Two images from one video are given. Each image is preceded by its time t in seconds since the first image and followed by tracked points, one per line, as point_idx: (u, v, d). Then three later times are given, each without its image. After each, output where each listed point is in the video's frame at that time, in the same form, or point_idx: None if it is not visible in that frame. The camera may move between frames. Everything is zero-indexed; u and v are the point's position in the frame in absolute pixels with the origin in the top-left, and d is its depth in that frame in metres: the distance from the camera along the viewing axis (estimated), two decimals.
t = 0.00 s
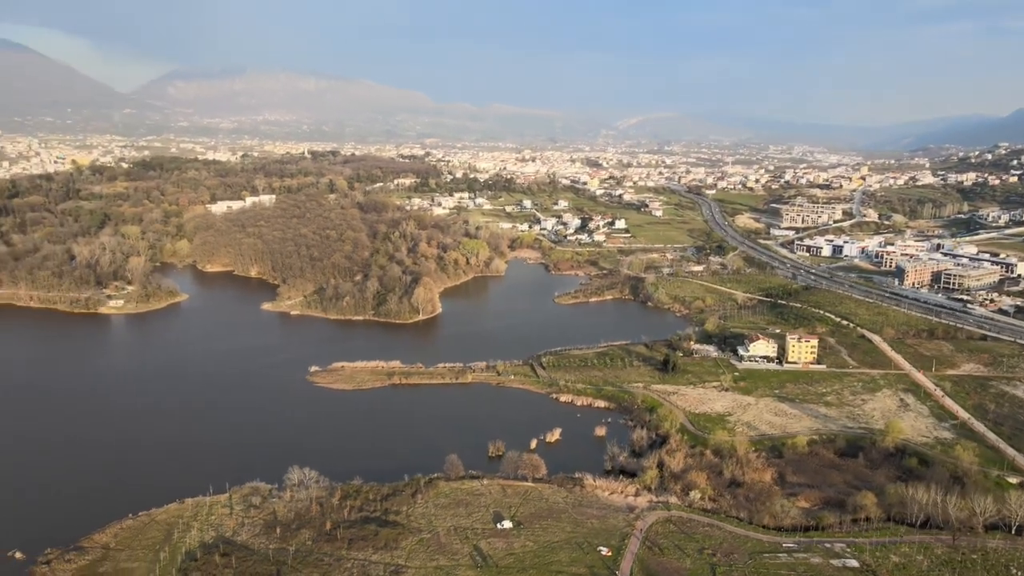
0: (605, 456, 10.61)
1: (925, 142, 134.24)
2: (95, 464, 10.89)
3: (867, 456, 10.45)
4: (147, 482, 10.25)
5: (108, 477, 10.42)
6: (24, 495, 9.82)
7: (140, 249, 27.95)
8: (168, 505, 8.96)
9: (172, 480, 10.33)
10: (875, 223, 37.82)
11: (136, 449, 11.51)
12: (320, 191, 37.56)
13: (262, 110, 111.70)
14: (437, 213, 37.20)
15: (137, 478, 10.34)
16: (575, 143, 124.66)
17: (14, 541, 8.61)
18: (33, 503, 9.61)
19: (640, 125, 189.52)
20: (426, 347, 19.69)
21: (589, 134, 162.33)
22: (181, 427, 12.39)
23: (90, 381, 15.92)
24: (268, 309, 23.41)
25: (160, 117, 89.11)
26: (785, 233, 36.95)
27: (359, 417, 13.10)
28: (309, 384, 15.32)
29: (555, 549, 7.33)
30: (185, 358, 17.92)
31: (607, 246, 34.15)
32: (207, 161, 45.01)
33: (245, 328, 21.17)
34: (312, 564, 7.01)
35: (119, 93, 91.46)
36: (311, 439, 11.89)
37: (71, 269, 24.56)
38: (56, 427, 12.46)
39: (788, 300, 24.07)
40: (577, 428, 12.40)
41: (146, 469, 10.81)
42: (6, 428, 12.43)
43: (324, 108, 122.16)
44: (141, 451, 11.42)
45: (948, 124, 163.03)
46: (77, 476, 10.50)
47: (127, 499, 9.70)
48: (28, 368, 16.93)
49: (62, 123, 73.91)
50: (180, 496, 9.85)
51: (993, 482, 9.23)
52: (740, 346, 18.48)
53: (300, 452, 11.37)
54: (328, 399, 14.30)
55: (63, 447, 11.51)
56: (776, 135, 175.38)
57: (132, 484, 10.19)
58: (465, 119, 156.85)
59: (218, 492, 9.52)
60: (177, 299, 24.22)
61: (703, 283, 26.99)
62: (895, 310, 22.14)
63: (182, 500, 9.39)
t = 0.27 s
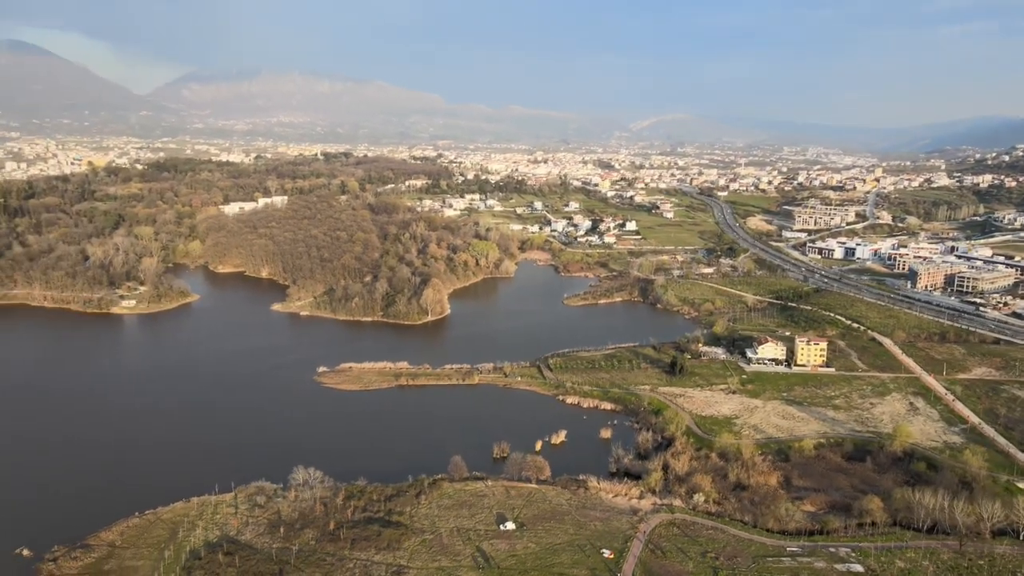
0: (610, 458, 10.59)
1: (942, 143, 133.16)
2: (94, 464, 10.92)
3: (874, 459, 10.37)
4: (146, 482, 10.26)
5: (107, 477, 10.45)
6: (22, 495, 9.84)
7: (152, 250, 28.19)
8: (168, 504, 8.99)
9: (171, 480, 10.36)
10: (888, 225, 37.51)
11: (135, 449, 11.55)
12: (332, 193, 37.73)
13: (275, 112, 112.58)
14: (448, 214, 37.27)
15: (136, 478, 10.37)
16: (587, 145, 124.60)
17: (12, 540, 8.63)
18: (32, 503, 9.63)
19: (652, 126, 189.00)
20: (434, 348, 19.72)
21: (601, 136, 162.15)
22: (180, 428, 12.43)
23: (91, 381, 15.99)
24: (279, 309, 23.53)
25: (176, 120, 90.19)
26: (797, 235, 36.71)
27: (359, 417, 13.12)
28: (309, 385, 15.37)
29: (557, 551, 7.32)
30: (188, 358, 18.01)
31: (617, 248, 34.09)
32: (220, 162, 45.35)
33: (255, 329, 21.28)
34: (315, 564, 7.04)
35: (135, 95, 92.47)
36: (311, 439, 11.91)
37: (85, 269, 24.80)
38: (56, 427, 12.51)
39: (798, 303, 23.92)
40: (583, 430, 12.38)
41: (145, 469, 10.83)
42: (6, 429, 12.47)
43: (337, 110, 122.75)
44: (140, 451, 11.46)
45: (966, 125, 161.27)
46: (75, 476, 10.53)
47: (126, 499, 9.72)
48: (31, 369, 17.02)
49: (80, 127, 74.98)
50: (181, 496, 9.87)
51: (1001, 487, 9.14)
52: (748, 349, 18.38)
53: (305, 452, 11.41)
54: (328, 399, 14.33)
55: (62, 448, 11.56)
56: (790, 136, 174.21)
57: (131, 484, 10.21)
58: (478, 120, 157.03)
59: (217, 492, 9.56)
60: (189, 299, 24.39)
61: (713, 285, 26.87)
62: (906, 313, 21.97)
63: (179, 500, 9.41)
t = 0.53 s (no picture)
0: (615, 461, 10.57)
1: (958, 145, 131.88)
2: (92, 464, 10.94)
3: (882, 464, 10.28)
4: (147, 482, 10.30)
5: (106, 477, 10.48)
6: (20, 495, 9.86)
7: (165, 251, 28.43)
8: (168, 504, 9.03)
9: (169, 480, 10.39)
10: (902, 227, 37.18)
11: (134, 449, 11.58)
12: (343, 194, 37.90)
13: (288, 115, 113.42)
14: (458, 216, 37.35)
15: (134, 478, 10.40)
16: (599, 146, 124.50)
17: (9, 540, 8.65)
18: (31, 503, 9.65)
19: (664, 128, 188.46)
20: (441, 350, 19.75)
21: (614, 138, 161.85)
22: (179, 428, 12.46)
23: (91, 381, 16.05)
24: (289, 310, 23.66)
25: (191, 123, 91.18)
26: (809, 237, 36.47)
27: (359, 418, 13.15)
28: (310, 385, 15.42)
29: (559, 552, 7.32)
30: (191, 359, 18.09)
31: (628, 250, 34.01)
32: (234, 164, 45.69)
33: (263, 329, 21.38)
34: (318, 564, 7.08)
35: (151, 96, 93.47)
36: (311, 440, 11.95)
37: (98, 269, 25.04)
38: (55, 428, 12.54)
39: (809, 305, 23.76)
40: (589, 432, 12.35)
41: (144, 470, 10.86)
42: (6, 429, 12.52)
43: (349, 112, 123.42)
44: (139, 451, 11.49)
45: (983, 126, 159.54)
46: (74, 476, 10.56)
47: (125, 498, 9.75)
48: (35, 368, 17.12)
49: (98, 131, 75.98)
50: (182, 496, 9.90)
51: (1011, 493, 9.04)
52: (757, 351, 18.28)
53: (309, 453, 11.43)
54: (328, 400, 14.37)
55: (60, 448, 11.58)
56: (804, 138, 173.05)
57: (130, 484, 10.24)
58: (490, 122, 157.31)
59: (216, 492, 9.59)
60: (200, 300, 24.56)
61: (723, 288, 26.75)
62: (918, 316, 21.77)
63: (176, 501, 9.43)
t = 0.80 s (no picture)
0: (620, 463, 10.54)
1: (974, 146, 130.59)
2: (94, 464, 11.02)
3: (890, 468, 10.19)
4: (148, 483, 10.36)
5: (109, 477, 10.56)
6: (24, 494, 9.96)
7: (177, 251, 28.65)
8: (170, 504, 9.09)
9: (172, 480, 10.46)
10: (916, 230, 36.84)
11: (137, 449, 11.67)
12: (354, 195, 38.04)
13: (301, 117, 114.14)
14: (469, 217, 37.39)
15: (137, 478, 10.48)
16: (611, 148, 124.28)
17: (13, 540, 8.72)
18: (35, 503, 9.74)
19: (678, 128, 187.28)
20: (449, 351, 19.78)
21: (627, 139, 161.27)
22: (180, 428, 12.56)
23: (96, 381, 16.17)
24: (299, 310, 23.77)
25: (206, 125, 92.02)
26: (822, 240, 36.21)
27: (361, 418, 13.21)
28: (312, 386, 15.49)
29: (561, 554, 7.32)
30: (197, 359, 18.22)
31: (638, 251, 33.91)
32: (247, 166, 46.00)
33: (272, 329, 21.49)
34: (320, 564, 7.11)
35: (165, 98, 94.33)
36: (313, 440, 12.01)
37: (112, 269, 25.27)
38: (57, 428, 12.64)
39: (819, 308, 23.60)
40: (594, 434, 12.33)
41: (146, 469, 10.95)
42: (11, 429, 12.63)
43: (362, 114, 123.97)
44: (141, 451, 11.58)
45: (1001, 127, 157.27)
46: (77, 476, 10.64)
47: (127, 498, 9.81)
48: (42, 368, 17.27)
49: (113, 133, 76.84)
50: (184, 496, 9.95)
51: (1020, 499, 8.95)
52: (765, 354, 18.17)
53: (313, 453, 11.46)
54: (329, 400, 14.44)
55: (65, 448, 11.69)
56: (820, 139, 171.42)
57: (132, 484, 10.32)
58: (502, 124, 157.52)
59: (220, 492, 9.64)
60: (211, 300, 24.72)
61: (733, 290, 26.62)
62: (930, 319, 21.57)
63: (178, 501, 9.49)
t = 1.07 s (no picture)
0: (625, 465, 10.51)
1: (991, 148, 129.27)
2: (92, 464, 11.09)
3: (898, 472, 10.10)
4: (147, 483, 10.41)
5: (107, 477, 10.62)
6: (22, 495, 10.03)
7: (190, 252, 28.88)
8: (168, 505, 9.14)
9: (171, 480, 10.50)
10: (930, 232, 36.49)
11: (135, 449, 11.74)
12: (366, 197, 38.18)
13: (315, 119, 114.86)
14: (480, 219, 37.43)
15: (135, 478, 10.53)
16: (624, 150, 124.08)
17: (12, 540, 8.80)
18: (32, 503, 9.81)
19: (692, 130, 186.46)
20: (457, 352, 19.81)
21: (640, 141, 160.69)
22: (179, 428, 12.63)
23: (97, 381, 16.28)
24: (308, 312, 23.88)
25: (221, 127, 92.83)
26: (834, 242, 35.96)
27: (361, 419, 13.27)
28: (313, 386, 15.55)
29: (564, 556, 7.32)
30: (202, 359, 18.33)
31: (649, 253, 33.81)
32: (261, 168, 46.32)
33: (280, 330, 21.61)
34: (324, 563, 7.14)
35: (181, 101, 95.33)
36: (313, 441, 12.05)
37: (124, 270, 25.51)
38: (57, 428, 12.73)
39: (830, 310, 23.45)
40: (600, 436, 12.31)
41: (144, 470, 11.01)
42: (11, 429, 12.73)
43: (374, 117, 124.54)
44: (139, 451, 11.65)
45: (1021, 128, 155.03)
46: (74, 476, 10.71)
47: (125, 499, 9.86)
48: (46, 368, 17.42)
49: (129, 136, 77.67)
50: (184, 497, 9.99)
51: None
52: (774, 357, 18.06)
53: (317, 454, 11.51)
54: (330, 401, 14.49)
55: (65, 448, 11.76)
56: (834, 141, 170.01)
57: (130, 484, 10.37)
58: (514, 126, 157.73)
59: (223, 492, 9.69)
60: (222, 301, 24.89)
61: (743, 292, 26.48)
62: (943, 322, 21.36)
63: (174, 502, 9.55)
